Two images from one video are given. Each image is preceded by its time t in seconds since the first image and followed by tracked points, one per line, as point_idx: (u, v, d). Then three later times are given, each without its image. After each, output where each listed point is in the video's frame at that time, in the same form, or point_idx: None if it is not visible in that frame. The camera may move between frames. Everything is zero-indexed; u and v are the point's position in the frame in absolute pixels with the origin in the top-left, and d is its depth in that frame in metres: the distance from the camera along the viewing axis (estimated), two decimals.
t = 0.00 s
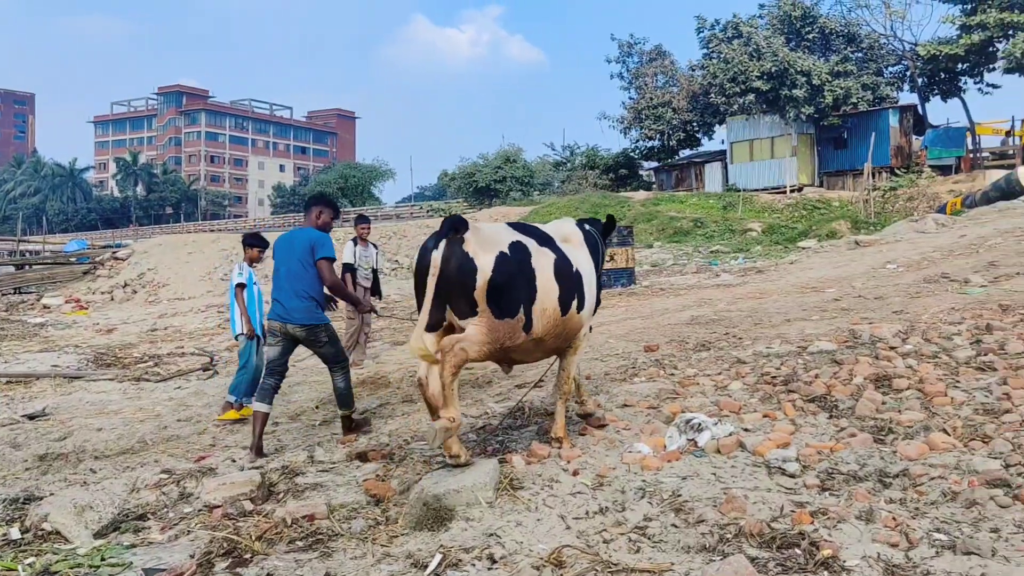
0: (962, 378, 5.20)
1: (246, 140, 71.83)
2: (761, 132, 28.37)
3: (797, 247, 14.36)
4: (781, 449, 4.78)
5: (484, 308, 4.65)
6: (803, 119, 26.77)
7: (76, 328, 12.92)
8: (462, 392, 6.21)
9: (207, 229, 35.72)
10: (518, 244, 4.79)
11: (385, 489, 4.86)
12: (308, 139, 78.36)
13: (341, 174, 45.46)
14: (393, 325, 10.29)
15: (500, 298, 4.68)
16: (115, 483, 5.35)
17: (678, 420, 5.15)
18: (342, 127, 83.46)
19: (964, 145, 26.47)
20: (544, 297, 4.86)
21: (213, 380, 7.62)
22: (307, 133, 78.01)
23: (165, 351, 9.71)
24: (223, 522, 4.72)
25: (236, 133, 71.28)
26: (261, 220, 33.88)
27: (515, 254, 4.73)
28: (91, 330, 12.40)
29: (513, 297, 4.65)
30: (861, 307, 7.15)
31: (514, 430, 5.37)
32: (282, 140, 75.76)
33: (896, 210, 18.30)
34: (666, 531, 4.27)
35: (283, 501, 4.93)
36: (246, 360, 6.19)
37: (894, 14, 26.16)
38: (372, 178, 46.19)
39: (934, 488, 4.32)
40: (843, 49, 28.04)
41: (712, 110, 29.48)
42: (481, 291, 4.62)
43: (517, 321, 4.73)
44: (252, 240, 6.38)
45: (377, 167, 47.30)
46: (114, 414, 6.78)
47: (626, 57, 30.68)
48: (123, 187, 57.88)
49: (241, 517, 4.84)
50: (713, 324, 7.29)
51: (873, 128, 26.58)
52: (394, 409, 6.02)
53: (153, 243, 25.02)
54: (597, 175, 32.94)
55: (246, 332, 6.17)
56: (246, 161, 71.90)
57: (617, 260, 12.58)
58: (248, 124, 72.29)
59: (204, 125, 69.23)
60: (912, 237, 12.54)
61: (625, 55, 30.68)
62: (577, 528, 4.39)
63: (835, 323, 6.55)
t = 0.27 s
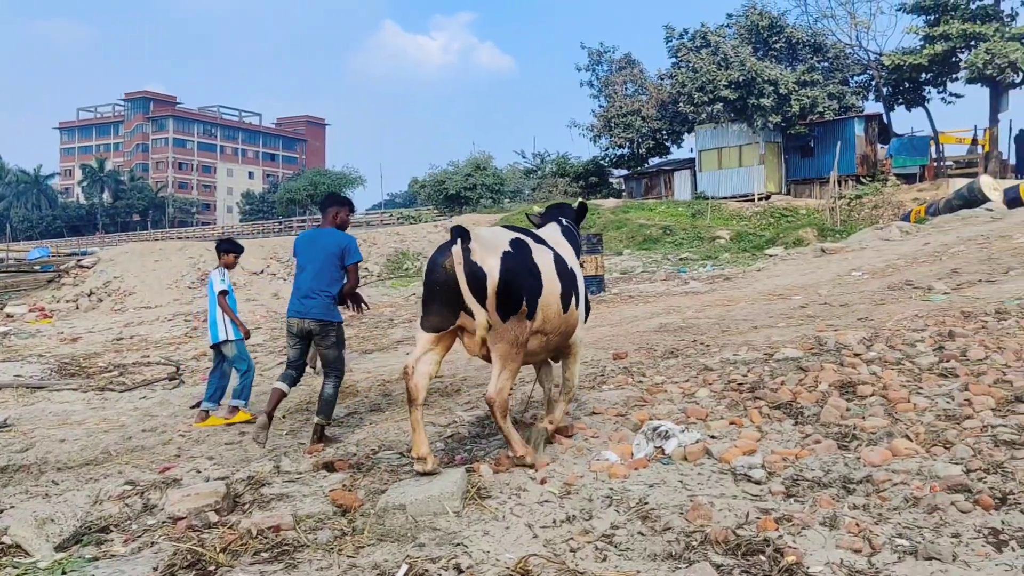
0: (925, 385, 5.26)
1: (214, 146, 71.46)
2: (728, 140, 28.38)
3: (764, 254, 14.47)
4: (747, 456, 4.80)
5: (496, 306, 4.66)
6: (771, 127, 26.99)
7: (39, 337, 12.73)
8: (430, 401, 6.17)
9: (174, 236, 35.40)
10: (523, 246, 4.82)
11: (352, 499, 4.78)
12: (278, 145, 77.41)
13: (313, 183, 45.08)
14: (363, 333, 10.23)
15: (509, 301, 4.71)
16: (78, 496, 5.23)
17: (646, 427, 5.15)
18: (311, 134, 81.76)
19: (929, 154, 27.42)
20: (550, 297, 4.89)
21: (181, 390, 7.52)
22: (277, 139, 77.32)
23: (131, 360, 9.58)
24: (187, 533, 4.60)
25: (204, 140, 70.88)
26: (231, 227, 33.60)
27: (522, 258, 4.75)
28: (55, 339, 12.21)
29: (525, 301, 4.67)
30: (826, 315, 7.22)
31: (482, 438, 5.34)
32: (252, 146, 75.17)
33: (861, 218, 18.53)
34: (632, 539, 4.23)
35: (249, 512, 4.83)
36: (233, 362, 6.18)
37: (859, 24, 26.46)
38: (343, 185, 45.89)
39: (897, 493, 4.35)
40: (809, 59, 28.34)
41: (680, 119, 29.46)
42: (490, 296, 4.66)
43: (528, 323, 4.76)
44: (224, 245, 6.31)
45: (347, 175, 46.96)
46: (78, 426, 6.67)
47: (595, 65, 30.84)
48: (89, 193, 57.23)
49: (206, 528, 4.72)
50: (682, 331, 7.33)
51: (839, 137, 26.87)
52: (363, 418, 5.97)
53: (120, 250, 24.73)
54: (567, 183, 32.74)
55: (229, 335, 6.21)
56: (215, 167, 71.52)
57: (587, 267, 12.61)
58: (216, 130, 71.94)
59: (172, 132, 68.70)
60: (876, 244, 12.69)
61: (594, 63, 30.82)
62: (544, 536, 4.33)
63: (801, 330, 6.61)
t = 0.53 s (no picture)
0: (894, 389, 5.31)
1: (186, 151, 70.87)
2: (701, 146, 28.56)
3: (737, 260, 14.54)
4: (719, 460, 4.81)
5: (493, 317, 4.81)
6: (743, 133, 27.14)
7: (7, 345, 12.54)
8: (403, 407, 6.13)
9: (145, 242, 35.07)
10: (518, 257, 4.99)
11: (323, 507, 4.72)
12: (251, 150, 77.09)
13: (285, 187, 44.73)
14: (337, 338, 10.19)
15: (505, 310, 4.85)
16: (45, 505, 5.13)
17: (619, 432, 5.15)
18: (284, 138, 81.20)
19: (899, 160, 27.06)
20: (545, 308, 5.04)
21: (153, 397, 7.45)
22: (250, 144, 76.77)
23: (102, 367, 9.48)
24: (156, 541, 4.50)
25: (176, 144, 70.31)
26: (204, 232, 33.27)
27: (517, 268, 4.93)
28: (23, 347, 12.05)
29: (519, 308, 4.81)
30: (797, 320, 7.27)
31: (455, 445, 5.31)
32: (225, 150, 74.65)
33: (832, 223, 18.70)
34: (604, 544, 4.20)
35: (219, 520, 4.75)
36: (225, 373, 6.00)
37: (830, 31, 26.69)
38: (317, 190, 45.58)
39: (867, 497, 4.37)
40: (781, 66, 28.52)
41: (654, 125, 29.49)
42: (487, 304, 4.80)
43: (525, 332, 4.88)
44: (208, 251, 6.19)
45: (322, 180, 46.64)
46: (46, 434, 6.57)
47: (569, 71, 30.92)
48: (59, 199, 56.64)
49: (176, 537, 4.63)
50: (655, 336, 7.36)
51: (810, 143, 27.31)
52: (336, 425, 5.92)
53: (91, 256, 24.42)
54: (540, 189, 32.38)
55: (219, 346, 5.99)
56: (188, 172, 70.99)
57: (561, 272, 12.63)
58: (189, 135, 71.34)
59: (144, 136, 68.07)
60: (847, 250, 12.79)
61: (568, 69, 30.90)
62: (517, 543, 4.29)
63: (773, 335, 6.66)
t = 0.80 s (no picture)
0: (867, 391, 5.36)
1: (162, 155, 70.36)
2: (677, 151, 28.57)
3: (713, 263, 14.62)
4: (695, 463, 4.83)
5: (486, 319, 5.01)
6: (719, 138, 27.32)
7: None
8: (380, 412, 6.10)
9: (120, 247, 34.74)
10: (504, 259, 5.17)
11: (298, 513, 4.67)
12: (228, 154, 76.65)
13: (261, 192, 44.51)
14: (313, 343, 10.13)
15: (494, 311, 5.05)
16: (15, 514, 5.03)
17: (595, 436, 5.16)
18: (261, 142, 81.13)
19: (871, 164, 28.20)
20: (531, 303, 5.25)
21: (126, 405, 7.36)
22: (227, 148, 76.35)
23: (74, 374, 9.35)
24: (128, 549, 4.43)
25: (152, 148, 69.80)
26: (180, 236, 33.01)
27: (505, 270, 5.11)
28: None
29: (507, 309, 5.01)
30: (772, 323, 7.32)
31: (432, 449, 5.30)
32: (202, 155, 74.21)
33: (807, 226, 18.87)
34: (580, 548, 4.19)
35: (193, 527, 4.68)
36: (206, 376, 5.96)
37: (805, 37, 26.94)
38: (294, 194, 45.38)
39: (840, 499, 4.40)
40: (756, 71, 28.71)
41: (630, 130, 29.52)
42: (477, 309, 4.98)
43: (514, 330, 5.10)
44: (201, 250, 6.27)
45: (299, 184, 46.40)
46: (17, 443, 6.46)
47: (547, 75, 31.03)
48: (33, 203, 56.09)
49: (149, 544, 4.55)
50: (632, 340, 7.38)
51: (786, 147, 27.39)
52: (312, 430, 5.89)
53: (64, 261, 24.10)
54: (518, 193, 32.22)
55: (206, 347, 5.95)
56: (164, 177, 70.47)
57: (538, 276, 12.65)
58: (166, 139, 70.86)
59: (119, 140, 67.55)
60: (821, 253, 12.90)
61: (545, 73, 31.03)
62: (493, 547, 4.27)
63: (749, 337, 6.70)
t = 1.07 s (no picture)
0: (845, 393, 5.39)
1: (140, 158, 69.79)
2: (658, 154, 28.80)
3: (692, 266, 14.67)
4: (674, 466, 4.83)
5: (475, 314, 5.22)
6: (698, 142, 27.44)
7: None
8: (358, 417, 6.06)
9: (96, 252, 34.37)
10: (492, 258, 5.41)
11: (276, 519, 4.61)
12: (206, 157, 76.15)
13: (239, 195, 44.23)
14: (291, 347, 10.06)
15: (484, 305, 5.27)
16: None
17: (575, 439, 5.15)
18: (240, 145, 80.57)
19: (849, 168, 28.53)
20: (518, 302, 5.48)
21: (101, 410, 7.26)
22: (206, 151, 75.86)
23: (47, 380, 9.22)
24: (102, 557, 4.35)
25: (129, 152, 69.23)
26: (158, 240, 32.71)
27: (492, 269, 5.34)
28: None
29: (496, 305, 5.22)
30: (752, 325, 7.34)
31: (411, 454, 5.26)
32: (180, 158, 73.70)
33: (785, 229, 18.99)
34: (560, 552, 4.16)
35: (169, 534, 4.61)
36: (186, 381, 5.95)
37: (784, 41, 27.12)
38: (273, 197, 45.12)
39: (819, 501, 4.40)
40: (734, 75, 28.87)
41: (610, 133, 29.60)
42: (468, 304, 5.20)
43: (505, 326, 5.32)
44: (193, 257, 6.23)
45: (278, 188, 46.13)
46: None
47: (526, 79, 31.08)
48: (8, 207, 55.53)
49: (123, 552, 4.48)
50: (613, 343, 7.38)
51: (764, 152, 27.55)
52: (290, 435, 5.84)
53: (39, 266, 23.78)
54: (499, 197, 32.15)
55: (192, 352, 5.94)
56: (143, 180, 69.91)
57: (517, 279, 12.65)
58: (143, 142, 70.30)
59: (96, 144, 66.95)
60: (799, 256, 12.98)
61: (525, 77, 31.08)
62: (472, 552, 4.24)
63: (727, 340, 6.72)
